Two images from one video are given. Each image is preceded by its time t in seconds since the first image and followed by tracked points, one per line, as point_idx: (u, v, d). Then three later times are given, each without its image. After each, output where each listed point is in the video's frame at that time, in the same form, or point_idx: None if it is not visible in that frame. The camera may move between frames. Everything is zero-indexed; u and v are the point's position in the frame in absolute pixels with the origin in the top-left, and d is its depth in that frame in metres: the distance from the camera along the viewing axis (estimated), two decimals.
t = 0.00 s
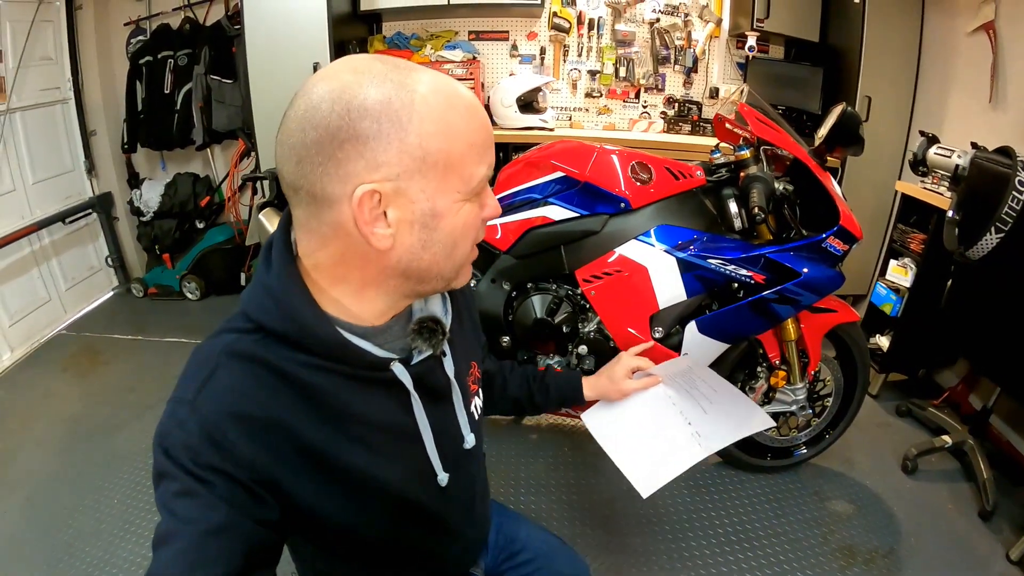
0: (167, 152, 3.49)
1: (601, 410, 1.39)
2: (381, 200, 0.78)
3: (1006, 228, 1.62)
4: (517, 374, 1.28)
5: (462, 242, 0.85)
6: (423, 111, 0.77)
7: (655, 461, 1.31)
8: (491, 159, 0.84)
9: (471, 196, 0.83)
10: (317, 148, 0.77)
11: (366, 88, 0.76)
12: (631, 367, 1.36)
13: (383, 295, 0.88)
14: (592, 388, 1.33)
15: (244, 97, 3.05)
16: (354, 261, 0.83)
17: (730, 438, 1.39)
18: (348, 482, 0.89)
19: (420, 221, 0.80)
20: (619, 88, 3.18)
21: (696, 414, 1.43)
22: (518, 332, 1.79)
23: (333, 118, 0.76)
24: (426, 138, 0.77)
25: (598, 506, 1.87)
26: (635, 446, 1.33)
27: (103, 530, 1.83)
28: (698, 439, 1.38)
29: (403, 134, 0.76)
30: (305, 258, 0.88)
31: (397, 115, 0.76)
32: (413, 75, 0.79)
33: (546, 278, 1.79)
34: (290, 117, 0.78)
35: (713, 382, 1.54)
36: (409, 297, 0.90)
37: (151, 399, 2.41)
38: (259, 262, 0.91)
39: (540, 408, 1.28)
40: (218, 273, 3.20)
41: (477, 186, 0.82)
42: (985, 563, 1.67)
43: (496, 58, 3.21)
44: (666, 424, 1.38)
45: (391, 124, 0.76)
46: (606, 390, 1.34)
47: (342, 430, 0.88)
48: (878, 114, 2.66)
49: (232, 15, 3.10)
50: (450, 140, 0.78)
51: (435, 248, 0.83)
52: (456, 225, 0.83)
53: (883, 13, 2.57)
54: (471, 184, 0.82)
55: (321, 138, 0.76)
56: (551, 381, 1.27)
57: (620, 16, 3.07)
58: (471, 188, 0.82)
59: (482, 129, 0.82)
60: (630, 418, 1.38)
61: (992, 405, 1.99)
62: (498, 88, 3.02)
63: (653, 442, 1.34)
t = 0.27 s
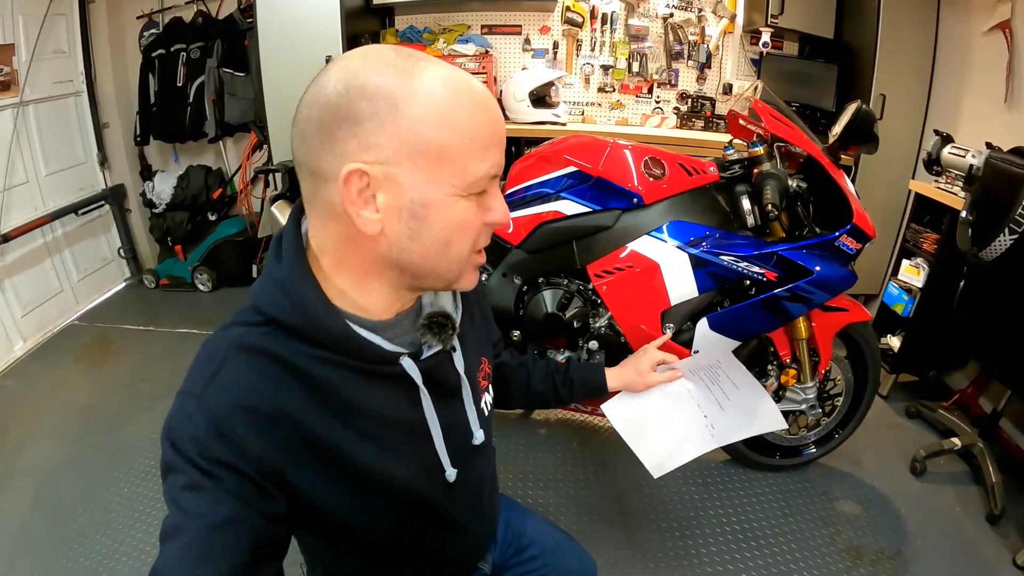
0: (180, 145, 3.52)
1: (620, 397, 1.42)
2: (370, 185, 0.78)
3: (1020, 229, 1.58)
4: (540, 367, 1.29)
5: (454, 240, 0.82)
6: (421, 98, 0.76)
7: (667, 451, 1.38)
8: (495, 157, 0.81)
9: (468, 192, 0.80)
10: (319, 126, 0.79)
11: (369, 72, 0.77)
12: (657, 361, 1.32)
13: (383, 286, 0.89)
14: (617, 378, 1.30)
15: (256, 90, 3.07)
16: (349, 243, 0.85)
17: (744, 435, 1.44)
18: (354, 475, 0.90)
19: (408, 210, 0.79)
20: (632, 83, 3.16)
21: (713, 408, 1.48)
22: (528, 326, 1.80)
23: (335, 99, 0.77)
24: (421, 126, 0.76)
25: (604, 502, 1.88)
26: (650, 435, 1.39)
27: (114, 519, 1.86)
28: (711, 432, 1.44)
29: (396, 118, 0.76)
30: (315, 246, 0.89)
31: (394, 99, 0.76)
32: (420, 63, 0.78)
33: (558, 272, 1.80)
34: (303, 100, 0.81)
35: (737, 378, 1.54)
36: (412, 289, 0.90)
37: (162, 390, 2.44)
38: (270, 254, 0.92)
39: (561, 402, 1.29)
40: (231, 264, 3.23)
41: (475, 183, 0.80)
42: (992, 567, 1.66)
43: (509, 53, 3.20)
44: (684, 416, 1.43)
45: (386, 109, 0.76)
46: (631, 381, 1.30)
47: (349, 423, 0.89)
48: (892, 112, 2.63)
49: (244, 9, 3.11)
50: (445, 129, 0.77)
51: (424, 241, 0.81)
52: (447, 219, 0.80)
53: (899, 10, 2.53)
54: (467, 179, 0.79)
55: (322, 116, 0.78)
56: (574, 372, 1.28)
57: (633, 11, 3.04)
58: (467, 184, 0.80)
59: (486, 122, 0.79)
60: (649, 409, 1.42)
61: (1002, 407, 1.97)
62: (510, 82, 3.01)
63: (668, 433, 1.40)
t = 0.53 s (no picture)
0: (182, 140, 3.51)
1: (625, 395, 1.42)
2: (332, 158, 0.81)
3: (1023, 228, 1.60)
4: (545, 366, 1.29)
5: (380, 225, 0.77)
6: (388, 77, 0.77)
7: (671, 450, 1.37)
8: (446, 146, 0.75)
9: (400, 174, 0.75)
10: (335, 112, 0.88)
11: (372, 61, 0.82)
12: (663, 360, 1.33)
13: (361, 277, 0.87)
14: (621, 376, 1.32)
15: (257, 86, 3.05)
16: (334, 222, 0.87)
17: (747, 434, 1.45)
18: (362, 472, 0.91)
19: (347, 183, 0.78)
20: (636, 79, 3.15)
21: (717, 408, 1.48)
22: (533, 322, 1.81)
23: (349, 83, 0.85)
24: (376, 99, 0.76)
25: (608, 498, 1.89)
26: (655, 435, 1.39)
27: (117, 515, 1.87)
28: (715, 431, 1.44)
29: (361, 94, 0.78)
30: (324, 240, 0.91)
31: (368, 80, 0.79)
32: (414, 54, 0.79)
33: (563, 268, 1.80)
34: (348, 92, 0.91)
35: (740, 378, 1.54)
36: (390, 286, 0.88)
37: (164, 386, 2.44)
38: (279, 247, 0.94)
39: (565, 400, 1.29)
40: (233, 260, 3.22)
41: (406, 164, 0.75)
42: (992, 565, 1.67)
43: (512, 48, 3.19)
44: (688, 416, 1.44)
45: (363, 86, 0.79)
46: (636, 380, 1.31)
47: (355, 419, 0.89)
48: (896, 109, 2.62)
49: (246, 4, 3.10)
50: (391, 105, 0.75)
51: (355, 218, 0.78)
52: (375, 200, 0.76)
53: (904, 7, 2.53)
54: (398, 160, 0.75)
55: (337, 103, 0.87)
56: (579, 369, 1.28)
57: (637, 6, 3.03)
58: (398, 165, 0.75)
59: (435, 106, 0.74)
60: (653, 408, 1.42)
61: (1004, 406, 1.98)
62: (514, 77, 3.00)
63: (672, 433, 1.40)
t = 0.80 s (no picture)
0: (184, 136, 3.50)
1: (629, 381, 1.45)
2: (347, 162, 0.81)
3: None
4: (543, 361, 1.30)
5: (389, 232, 0.76)
6: (403, 82, 0.77)
7: (688, 434, 1.39)
8: (456, 152, 0.74)
9: (410, 178, 0.75)
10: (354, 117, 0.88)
11: (393, 66, 0.82)
12: (660, 341, 1.29)
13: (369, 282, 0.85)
14: (620, 363, 1.30)
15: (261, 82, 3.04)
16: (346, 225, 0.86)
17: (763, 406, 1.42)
18: (370, 474, 0.91)
19: (358, 189, 0.78)
20: (641, 75, 3.14)
21: (727, 384, 1.47)
22: (538, 321, 1.81)
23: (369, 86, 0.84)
24: (390, 104, 0.76)
25: (611, 496, 1.89)
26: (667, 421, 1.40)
27: (121, 513, 1.87)
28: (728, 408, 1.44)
29: (377, 99, 0.78)
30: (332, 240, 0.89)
31: (383, 85, 0.79)
32: (432, 59, 0.79)
33: (569, 267, 1.79)
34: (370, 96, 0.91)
35: (745, 351, 1.53)
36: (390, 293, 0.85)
37: (167, 383, 2.44)
38: (288, 247, 0.94)
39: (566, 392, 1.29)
40: (236, 256, 3.22)
41: (416, 168, 0.74)
42: (994, 567, 1.68)
43: (517, 43, 3.18)
44: (698, 397, 1.44)
45: (379, 89, 0.79)
46: (635, 364, 1.29)
47: (363, 420, 0.89)
48: (902, 108, 2.61)
49: None
50: (404, 110, 0.75)
51: (365, 224, 0.78)
52: (385, 206, 0.76)
53: (911, 5, 2.52)
54: (408, 164, 0.75)
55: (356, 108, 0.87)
56: (576, 362, 1.28)
57: (643, 3, 3.01)
58: (407, 170, 0.75)
59: (449, 112, 0.74)
60: (661, 393, 1.44)
61: (1009, 408, 1.98)
62: (519, 74, 2.99)
63: (685, 417, 1.41)
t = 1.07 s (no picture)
0: (181, 139, 3.49)
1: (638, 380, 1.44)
2: (335, 161, 0.81)
3: None
4: (556, 360, 1.30)
5: (384, 218, 0.76)
6: (383, 74, 0.78)
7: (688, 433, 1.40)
8: (442, 129, 0.75)
9: (400, 162, 0.75)
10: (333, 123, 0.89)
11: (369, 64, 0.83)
12: (674, 343, 1.33)
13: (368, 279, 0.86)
14: (635, 364, 1.32)
15: (258, 85, 3.03)
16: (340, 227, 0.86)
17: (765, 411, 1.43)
18: (371, 476, 0.91)
19: (349, 182, 0.78)
20: (638, 77, 3.14)
21: (731, 386, 1.48)
22: (537, 323, 1.81)
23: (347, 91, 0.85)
24: (372, 95, 0.77)
25: (611, 498, 1.89)
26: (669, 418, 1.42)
27: (120, 518, 1.86)
28: (730, 410, 1.44)
29: (359, 94, 0.79)
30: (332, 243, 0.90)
31: (363, 81, 0.80)
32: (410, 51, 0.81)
33: (568, 269, 1.79)
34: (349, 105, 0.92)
35: (752, 356, 1.53)
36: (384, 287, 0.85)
37: (165, 386, 2.43)
38: (286, 251, 0.93)
39: (580, 392, 1.29)
40: (233, 259, 3.21)
41: (405, 150, 0.75)
42: (993, 565, 1.68)
43: (513, 46, 3.18)
44: (701, 398, 1.45)
45: (360, 86, 0.80)
46: (649, 365, 1.31)
47: (364, 421, 0.89)
48: (898, 109, 2.62)
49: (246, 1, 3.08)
50: (387, 97, 0.76)
51: (359, 214, 0.77)
52: (378, 192, 0.76)
53: (907, 6, 2.52)
54: (397, 147, 0.75)
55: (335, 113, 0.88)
56: (591, 364, 1.28)
57: (639, 5, 3.02)
58: (397, 153, 0.75)
59: (432, 92, 0.75)
60: (667, 392, 1.45)
61: (1006, 407, 1.99)
62: (516, 76, 2.99)
63: (686, 415, 1.43)
